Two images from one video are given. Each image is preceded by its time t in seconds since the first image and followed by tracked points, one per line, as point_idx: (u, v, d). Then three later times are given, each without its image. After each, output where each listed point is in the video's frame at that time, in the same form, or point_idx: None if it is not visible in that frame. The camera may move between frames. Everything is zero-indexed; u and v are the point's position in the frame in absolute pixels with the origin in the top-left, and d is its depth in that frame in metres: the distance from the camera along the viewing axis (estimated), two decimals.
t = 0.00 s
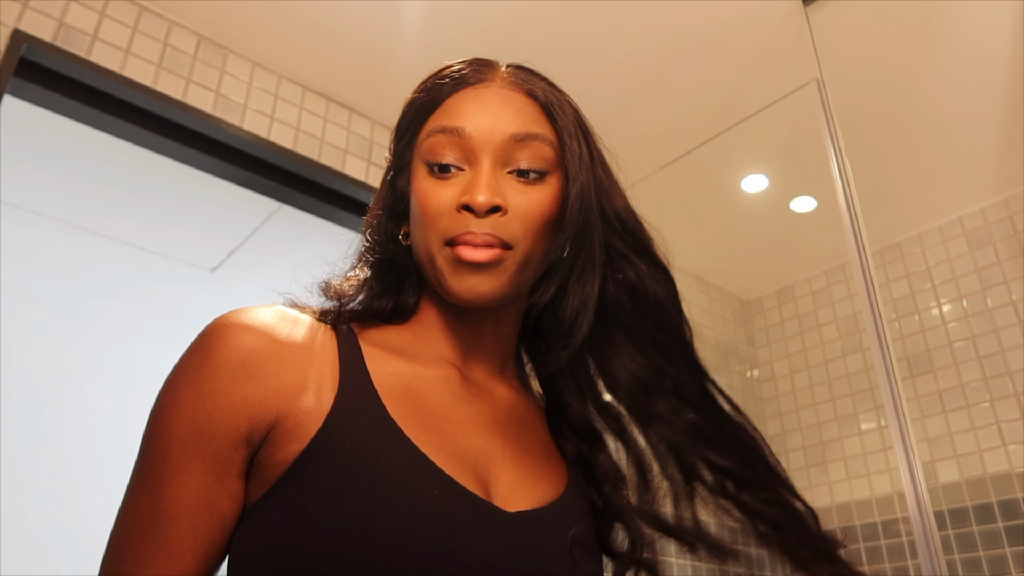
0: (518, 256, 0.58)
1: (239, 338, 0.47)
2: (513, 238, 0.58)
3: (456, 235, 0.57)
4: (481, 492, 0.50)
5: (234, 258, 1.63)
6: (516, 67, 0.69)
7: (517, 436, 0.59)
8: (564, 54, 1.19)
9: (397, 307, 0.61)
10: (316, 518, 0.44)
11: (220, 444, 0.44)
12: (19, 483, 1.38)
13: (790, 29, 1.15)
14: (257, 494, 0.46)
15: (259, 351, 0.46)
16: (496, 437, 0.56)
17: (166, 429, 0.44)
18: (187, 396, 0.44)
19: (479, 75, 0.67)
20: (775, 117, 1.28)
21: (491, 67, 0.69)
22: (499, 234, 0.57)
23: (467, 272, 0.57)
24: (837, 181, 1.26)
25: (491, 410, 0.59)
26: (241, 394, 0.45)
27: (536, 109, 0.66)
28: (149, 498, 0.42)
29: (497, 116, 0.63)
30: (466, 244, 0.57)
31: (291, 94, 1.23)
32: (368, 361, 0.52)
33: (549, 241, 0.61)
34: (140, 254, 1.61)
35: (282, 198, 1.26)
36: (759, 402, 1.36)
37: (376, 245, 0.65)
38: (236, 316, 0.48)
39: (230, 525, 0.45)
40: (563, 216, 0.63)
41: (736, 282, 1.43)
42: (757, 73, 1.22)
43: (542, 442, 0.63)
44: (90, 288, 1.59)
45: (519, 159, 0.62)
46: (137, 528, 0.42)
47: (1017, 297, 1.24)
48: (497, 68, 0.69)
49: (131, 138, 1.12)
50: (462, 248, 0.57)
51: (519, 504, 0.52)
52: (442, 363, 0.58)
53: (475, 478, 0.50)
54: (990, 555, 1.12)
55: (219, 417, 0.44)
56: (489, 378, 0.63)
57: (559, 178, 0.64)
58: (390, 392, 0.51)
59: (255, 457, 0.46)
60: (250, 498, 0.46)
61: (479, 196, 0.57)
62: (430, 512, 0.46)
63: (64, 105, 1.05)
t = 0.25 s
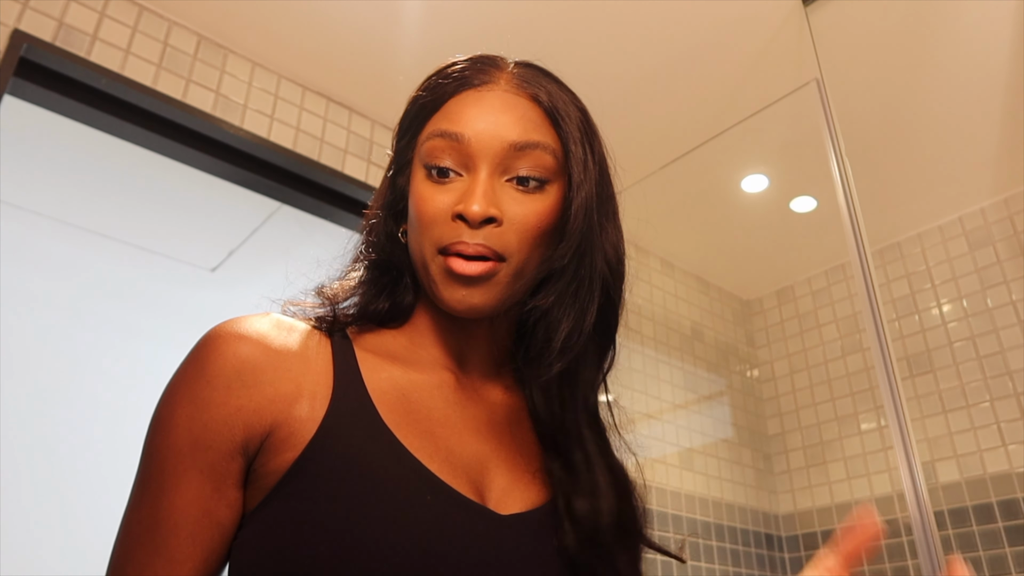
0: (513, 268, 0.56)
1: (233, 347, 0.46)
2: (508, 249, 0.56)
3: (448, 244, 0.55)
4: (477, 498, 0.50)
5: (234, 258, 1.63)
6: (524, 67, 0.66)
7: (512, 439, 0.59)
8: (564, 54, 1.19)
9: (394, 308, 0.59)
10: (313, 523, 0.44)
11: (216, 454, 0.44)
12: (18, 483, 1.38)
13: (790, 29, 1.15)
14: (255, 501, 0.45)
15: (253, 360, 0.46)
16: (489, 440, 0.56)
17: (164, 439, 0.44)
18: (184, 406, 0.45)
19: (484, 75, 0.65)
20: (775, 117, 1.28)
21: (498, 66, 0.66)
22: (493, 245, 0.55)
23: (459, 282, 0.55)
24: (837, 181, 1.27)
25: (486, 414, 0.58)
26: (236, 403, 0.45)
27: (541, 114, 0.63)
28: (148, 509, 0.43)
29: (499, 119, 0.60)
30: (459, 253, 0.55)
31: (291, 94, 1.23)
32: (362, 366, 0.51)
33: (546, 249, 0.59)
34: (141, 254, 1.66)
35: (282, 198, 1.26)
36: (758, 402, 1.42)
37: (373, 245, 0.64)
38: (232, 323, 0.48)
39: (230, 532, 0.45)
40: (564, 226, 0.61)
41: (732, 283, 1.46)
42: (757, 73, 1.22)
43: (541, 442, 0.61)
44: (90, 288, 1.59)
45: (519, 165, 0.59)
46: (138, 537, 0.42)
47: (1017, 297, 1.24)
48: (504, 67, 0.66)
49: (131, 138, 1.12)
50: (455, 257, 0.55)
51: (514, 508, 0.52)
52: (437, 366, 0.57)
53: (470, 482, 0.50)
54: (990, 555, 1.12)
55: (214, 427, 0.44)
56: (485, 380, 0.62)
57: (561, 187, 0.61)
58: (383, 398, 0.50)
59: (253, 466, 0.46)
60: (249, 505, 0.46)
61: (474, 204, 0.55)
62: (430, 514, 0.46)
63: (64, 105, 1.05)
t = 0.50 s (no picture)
0: (510, 262, 0.54)
1: (236, 350, 0.46)
2: (503, 242, 0.54)
3: (441, 241, 0.53)
4: (478, 506, 0.49)
5: (233, 258, 1.63)
6: (516, 57, 0.64)
7: (518, 441, 0.58)
8: (565, 54, 1.19)
9: (399, 309, 0.59)
10: (319, 524, 0.44)
11: (219, 458, 0.44)
12: (19, 485, 1.38)
13: (791, 29, 1.15)
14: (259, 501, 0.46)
15: (255, 364, 0.46)
16: (493, 444, 0.55)
17: (165, 442, 0.44)
18: (186, 409, 0.44)
19: (473, 68, 0.63)
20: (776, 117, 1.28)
21: (490, 57, 0.65)
22: (486, 239, 0.53)
23: (454, 279, 0.53)
24: (837, 181, 1.27)
25: (492, 415, 0.58)
26: (239, 407, 0.44)
27: (532, 103, 0.61)
28: (151, 513, 0.43)
29: (487, 110, 0.59)
30: (453, 250, 0.53)
31: (291, 94, 1.23)
32: (365, 369, 0.51)
33: (545, 241, 0.57)
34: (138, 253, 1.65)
35: (282, 198, 1.26)
36: (758, 402, 1.41)
37: (377, 246, 0.64)
38: (235, 326, 0.48)
39: (233, 534, 0.45)
40: (562, 218, 0.58)
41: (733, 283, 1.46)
42: (758, 73, 1.22)
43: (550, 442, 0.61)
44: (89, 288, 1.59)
45: (511, 156, 0.57)
46: (141, 541, 0.42)
47: (1017, 297, 1.24)
48: (495, 59, 0.64)
49: (131, 138, 1.12)
50: (449, 255, 0.53)
51: (514, 514, 0.51)
52: (441, 368, 0.57)
53: (471, 489, 0.50)
54: (990, 555, 1.13)
55: (217, 431, 0.44)
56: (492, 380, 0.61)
57: (557, 177, 0.59)
58: (385, 402, 0.50)
59: (255, 470, 0.46)
60: (252, 507, 0.46)
61: (464, 200, 0.53)
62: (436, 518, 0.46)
63: (64, 105, 1.04)
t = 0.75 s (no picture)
0: (507, 249, 0.52)
1: (234, 349, 0.46)
2: (498, 229, 0.52)
3: (434, 232, 0.52)
4: (484, 513, 0.49)
5: (233, 258, 1.63)
6: (500, 34, 0.62)
7: (525, 444, 0.58)
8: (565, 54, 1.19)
9: (400, 303, 0.58)
10: (319, 527, 0.44)
11: (216, 461, 0.43)
12: (19, 486, 1.39)
13: (790, 30, 1.15)
14: (259, 503, 0.45)
15: (252, 364, 0.46)
16: (499, 448, 0.55)
17: (163, 442, 0.44)
18: (183, 408, 0.44)
19: (457, 48, 0.61)
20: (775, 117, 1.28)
21: (473, 36, 0.62)
22: (480, 227, 0.52)
23: (451, 270, 0.52)
24: (837, 181, 1.26)
25: (496, 416, 0.58)
26: (237, 409, 0.44)
27: (520, 79, 0.59)
28: (149, 515, 0.43)
29: (472, 90, 0.56)
30: (446, 240, 0.52)
31: (291, 94, 1.23)
32: (368, 371, 0.51)
33: (543, 223, 0.55)
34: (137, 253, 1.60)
35: (282, 198, 1.26)
36: (758, 402, 1.40)
37: (374, 240, 0.62)
38: (233, 323, 0.48)
39: (229, 536, 0.45)
40: (556, 201, 0.56)
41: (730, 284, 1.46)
42: (756, 73, 1.22)
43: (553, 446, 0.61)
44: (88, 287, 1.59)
45: (501, 138, 0.55)
46: (139, 541, 0.42)
47: (1017, 297, 1.24)
48: (479, 37, 0.62)
49: (130, 138, 1.12)
50: (443, 245, 0.52)
51: (520, 521, 0.51)
52: (444, 368, 0.57)
53: (475, 495, 0.50)
54: (990, 555, 1.12)
55: (214, 433, 0.43)
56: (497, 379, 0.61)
57: (551, 157, 0.57)
58: (387, 406, 0.50)
59: (253, 472, 0.45)
60: (248, 509, 0.46)
61: (454, 188, 0.52)
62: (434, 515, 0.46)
63: (64, 105, 1.05)
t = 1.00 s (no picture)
0: (507, 229, 0.50)
1: (225, 348, 0.46)
2: (496, 209, 0.50)
3: (430, 216, 0.50)
4: (484, 518, 0.48)
5: (233, 258, 1.63)
6: (497, 12, 0.60)
7: (534, 439, 0.57)
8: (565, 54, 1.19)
9: (397, 295, 0.58)
10: (316, 528, 0.44)
11: (208, 461, 0.43)
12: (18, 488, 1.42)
13: (790, 29, 1.15)
14: (256, 504, 0.45)
15: (244, 364, 0.46)
16: (504, 447, 0.54)
17: (155, 443, 0.44)
18: (175, 409, 0.44)
19: (450, 27, 0.59)
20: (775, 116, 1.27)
21: (468, 15, 0.61)
22: (478, 207, 0.49)
23: (447, 253, 0.50)
24: (837, 181, 1.27)
25: (502, 408, 0.57)
26: (229, 409, 0.44)
27: (516, 56, 0.57)
28: (140, 515, 0.43)
29: (465, 67, 0.55)
30: (443, 222, 0.50)
31: (291, 94, 1.23)
32: (366, 371, 0.50)
33: (547, 199, 0.52)
34: (139, 254, 1.59)
35: (282, 198, 1.26)
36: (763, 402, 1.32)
37: (370, 230, 0.62)
38: (225, 320, 0.48)
39: (224, 538, 0.45)
40: (561, 177, 0.53)
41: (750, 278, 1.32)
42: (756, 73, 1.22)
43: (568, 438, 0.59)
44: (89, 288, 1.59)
45: (496, 115, 0.53)
46: (131, 542, 0.42)
47: (1017, 297, 1.23)
48: (474, 16, 0.60)
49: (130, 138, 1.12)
50: (439, 227, 0.50)
51: (521, 525, 0.49)
52: (446, 365, 0.56)
53: (475, 498, 0.48)
54: (990, 555, 1.12)
55: (206, 434, 0.43)
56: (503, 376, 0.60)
57: (553, 133, 0.55)
58: (385, 408, 0.49)
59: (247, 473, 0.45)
60: (243, 510, 0.46)
61: (450, 171, 0.50)
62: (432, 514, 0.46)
63: (64, 105, 1.05)
